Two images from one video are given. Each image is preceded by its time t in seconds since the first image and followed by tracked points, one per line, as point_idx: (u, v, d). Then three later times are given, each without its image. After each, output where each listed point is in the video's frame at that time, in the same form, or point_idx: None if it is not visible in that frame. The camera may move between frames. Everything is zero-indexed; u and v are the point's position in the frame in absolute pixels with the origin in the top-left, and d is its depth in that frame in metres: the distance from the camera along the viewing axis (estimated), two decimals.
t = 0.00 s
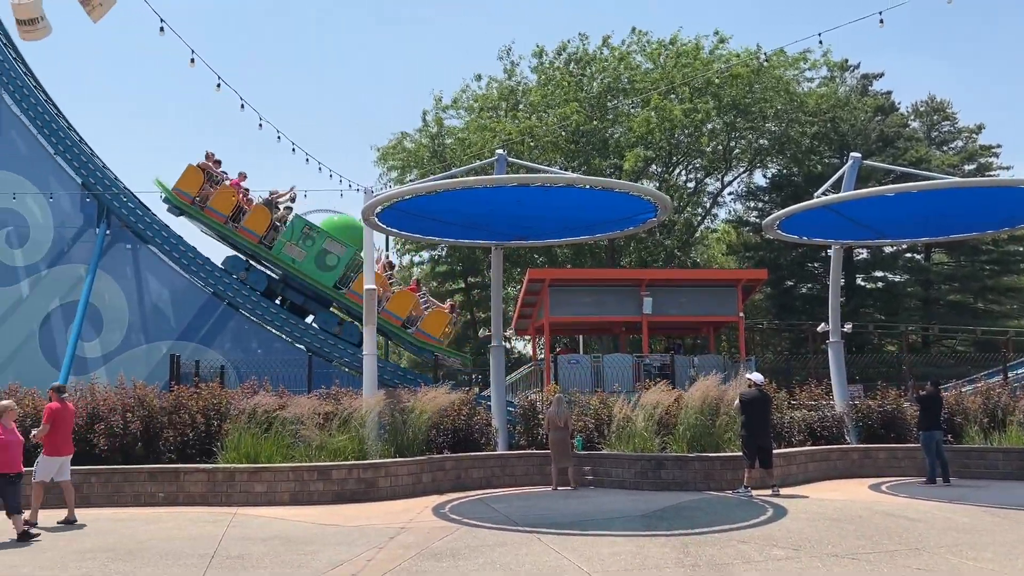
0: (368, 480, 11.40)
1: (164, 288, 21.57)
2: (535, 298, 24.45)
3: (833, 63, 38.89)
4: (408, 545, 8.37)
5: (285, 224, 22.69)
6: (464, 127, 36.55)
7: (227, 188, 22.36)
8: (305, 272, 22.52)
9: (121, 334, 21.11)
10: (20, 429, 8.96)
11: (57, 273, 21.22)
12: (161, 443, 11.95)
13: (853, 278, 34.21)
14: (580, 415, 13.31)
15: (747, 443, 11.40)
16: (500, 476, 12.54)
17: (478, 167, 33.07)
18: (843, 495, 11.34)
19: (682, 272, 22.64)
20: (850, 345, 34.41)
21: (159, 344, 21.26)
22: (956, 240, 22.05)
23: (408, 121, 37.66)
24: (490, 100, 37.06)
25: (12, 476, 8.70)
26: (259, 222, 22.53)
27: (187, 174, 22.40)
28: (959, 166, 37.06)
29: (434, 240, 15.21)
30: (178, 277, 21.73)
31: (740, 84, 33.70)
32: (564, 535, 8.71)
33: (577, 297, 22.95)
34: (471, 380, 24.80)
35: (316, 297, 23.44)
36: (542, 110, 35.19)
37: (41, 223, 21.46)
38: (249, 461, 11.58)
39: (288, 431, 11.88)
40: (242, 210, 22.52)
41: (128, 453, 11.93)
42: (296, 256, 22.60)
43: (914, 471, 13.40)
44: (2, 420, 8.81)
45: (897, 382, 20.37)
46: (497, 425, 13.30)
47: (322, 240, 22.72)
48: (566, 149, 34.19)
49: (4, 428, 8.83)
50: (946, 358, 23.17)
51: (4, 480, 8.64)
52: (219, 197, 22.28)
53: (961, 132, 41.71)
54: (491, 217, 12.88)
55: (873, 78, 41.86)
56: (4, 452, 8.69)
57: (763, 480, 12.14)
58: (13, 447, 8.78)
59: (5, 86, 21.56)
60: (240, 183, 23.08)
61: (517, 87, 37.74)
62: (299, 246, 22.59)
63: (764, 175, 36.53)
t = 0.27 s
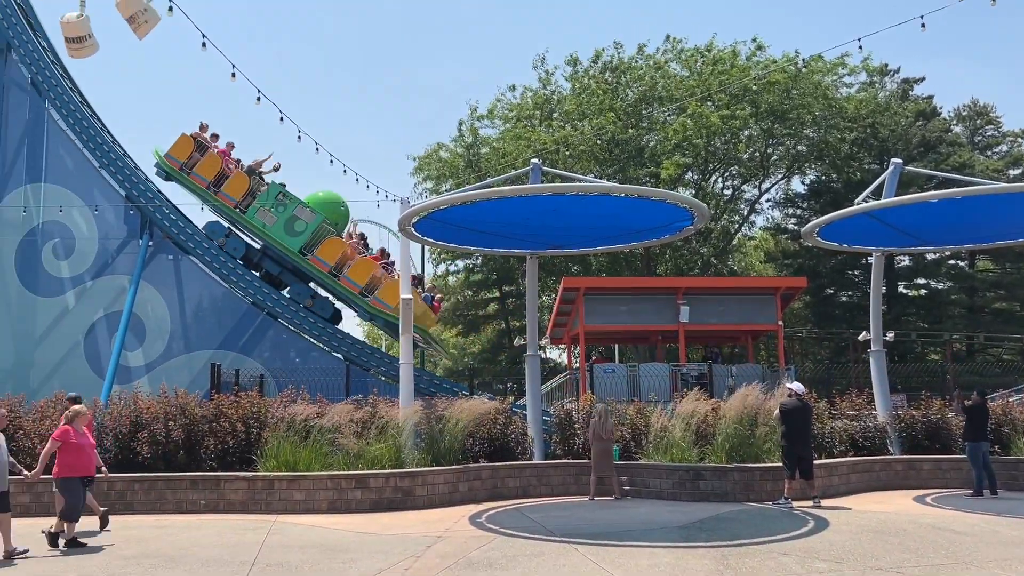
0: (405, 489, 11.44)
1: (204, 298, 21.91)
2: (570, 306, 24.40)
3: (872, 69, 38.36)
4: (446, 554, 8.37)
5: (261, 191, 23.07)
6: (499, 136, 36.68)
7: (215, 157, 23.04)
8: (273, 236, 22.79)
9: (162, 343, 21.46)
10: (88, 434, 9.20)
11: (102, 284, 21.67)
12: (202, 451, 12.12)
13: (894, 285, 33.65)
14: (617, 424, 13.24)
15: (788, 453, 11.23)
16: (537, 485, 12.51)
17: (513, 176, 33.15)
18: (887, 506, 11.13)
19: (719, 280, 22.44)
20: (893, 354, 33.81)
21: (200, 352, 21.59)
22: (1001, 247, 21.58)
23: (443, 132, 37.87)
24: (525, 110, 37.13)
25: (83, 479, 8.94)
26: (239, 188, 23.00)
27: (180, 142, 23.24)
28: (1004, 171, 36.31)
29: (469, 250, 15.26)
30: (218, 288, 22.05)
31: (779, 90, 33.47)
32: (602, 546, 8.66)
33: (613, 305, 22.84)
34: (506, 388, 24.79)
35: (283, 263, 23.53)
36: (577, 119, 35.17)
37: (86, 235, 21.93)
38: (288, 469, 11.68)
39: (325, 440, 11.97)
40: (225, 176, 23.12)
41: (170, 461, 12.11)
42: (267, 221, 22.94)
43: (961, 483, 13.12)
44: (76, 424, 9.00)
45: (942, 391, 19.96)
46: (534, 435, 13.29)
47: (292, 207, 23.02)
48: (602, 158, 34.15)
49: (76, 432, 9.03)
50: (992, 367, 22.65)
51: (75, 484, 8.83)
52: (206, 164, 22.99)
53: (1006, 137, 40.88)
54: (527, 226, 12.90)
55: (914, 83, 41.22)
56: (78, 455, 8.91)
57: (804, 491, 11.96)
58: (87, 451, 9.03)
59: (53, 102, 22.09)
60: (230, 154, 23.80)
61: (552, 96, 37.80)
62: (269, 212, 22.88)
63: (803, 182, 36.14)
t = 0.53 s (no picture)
0: (433, 496, 11.46)
1: (235, 306, 22.12)
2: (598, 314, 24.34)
3: (904, 73, 37.97)
4: (475, 562, 8.38)
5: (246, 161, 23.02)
6: (527, 144, 36.72)
7: (208, 131, 22.93)
8: (250, 204, 22.68)
9: (194, 351, 21.70)
10: (146, 444, 9.14)
11: (135, 292, 21.98)
12: (233, 457, 12.22)
13: (928, 292, 33.17)
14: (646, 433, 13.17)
15: (820, 462, 11.10)
16: (565, 494, 12.47)
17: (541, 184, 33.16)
18: (922, 516, 10.96)
19: (748, 287, 22.27)
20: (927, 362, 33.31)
21: (231, 360, 21.81)
22: None
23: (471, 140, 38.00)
24: (553, 117, 37.18)
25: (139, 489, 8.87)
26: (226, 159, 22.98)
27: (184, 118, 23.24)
28: None
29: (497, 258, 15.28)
30: (248, 295, 22.23)
31: (808, 95, 33.20)
32: (631, 554, 8.62)
33: (641, 312, 22.75)
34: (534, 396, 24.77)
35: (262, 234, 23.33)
36: (604, 126, 35.14)
37: (120, 244, 22.26)
38: (317, 476, 11.74)
39: (355, 447, 12.03)
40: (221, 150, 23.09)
41: (202, 468, 12.24)
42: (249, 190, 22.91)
43: (998, 494, 12.88)
44: (131, 432, 8.96)
45: (978, 400, 19.63)
46: (562, 442, 13.27)
47: (274, 177, 22.94)
48: (629, 164, 34.06)
49: (134, 442, 8.98)
50: None
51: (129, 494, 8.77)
52: (202, 139, 22.94)
53: None
54: (555, 234, 12.90)
55: (947, 86, 40.68)
56: (132, 464, 8.83)
57: (836, 501, 11.80)
58: (143, 461, 8.94)
59: (88, 114, 22.49)
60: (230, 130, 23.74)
61: (579, 103, 37.79)
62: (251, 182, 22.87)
63: (833, 188, 35.80)
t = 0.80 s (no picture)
0: (454, 502, 11.46)
1: (257, 312, 22.27)
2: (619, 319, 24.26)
3: (927, 76, 37.62)
4: (495, 568, 8.37)
5: (243, 142, 23.13)
6: (548, 150, 36.70)
7: (215, 119, 23.23)
8: (239, 180, 22.52)
9: (217, 357, 21.87)
10: (191, 446, 9.23)
11: (159, 298, 22.19)
12: (255, 462, 12.29)
13: (953, 297, 32.80)
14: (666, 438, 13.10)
15: (844, 469, 10.98)
16: (586, 500, 12.43)
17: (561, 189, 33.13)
18: (948, 525, 10.81)
19: (771, 292, 22.12)
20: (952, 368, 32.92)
21: (253, 366, 21.96)
22: None
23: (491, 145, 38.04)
24: (572, 122, 37.15)
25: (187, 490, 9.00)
26: (226, 141, 23.13)
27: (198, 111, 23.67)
28: None
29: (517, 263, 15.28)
30: (270, 301, 22.37)
31: (831, 98, 32.98)
32: (653, 561, 8.57)
33: (662, 318, 22.64)
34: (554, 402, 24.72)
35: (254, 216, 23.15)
36: (625, 131, 35.07)
37: (144, 251, 22.48)
38: (338, 482, 11.77)
39: (375, 452, 12.05)
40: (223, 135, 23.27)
41: (224, 473, 12.33)
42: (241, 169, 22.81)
43: None
44: (178, 435, 9.05)
45: (1004, 406, 19.36)
46: (582, 449, 13.23)
47: (263, 155, 22.78)
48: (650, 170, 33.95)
49: (180, 443, 9.08)
50: None
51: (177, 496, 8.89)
52: (209, 126, 23.27)
53: None
54: (575, 239, 12.88)
55: (971, 89, 40.24)
56: (181, 467, 8.94)
57: (860, 508, 11.66)
58: (189, 462, 9.06)
59: (112, 122, 22.73)
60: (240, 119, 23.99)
61: (599, 108, 37.74)
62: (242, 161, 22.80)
63: (856, 192, 35.51)
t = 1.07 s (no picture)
0: (466, 505, 11.46)
1: (270, 315, 22.38)
2: (631, 323, 24.22)
3: (943, 78, 37.39)
4: (509, 572, 8.37)
5: (246, 135, 23.08)
6: (560, 153, 36.69)
7: (226, 117, 23.38)
8: (237, 169, 22.53)
9: (231, 360, 21.98)
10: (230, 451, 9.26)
11: (173, 302, 22.32)
12: (269, 466, 12.37)
13: (969, 300, 32.55)
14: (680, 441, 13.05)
15: (859, 473, 10.92)
16: (599, 504, 12.41)
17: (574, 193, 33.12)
18: (965, 530, 10.73)
19: (785, 295, 22.02)
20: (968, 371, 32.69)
21: (267, 369, 22.04)
22: None
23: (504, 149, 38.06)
24: (585, 125, 37.13)
25: (224, 495, 9.09)
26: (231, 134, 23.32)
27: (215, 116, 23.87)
28: None
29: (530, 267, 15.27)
30: (284, 305, 22.47)
31: (846, 101, 32.81)
32: (667, 566, 8.54)
33: (675, 321, 22.58)
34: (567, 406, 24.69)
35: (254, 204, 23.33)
36: (637, 134, 35.02)
37: (159, 255, 22.63)
38: (351, 485, 11.81)
39: (388, 456, 12.08)
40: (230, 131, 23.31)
41: (239, 476, 12.40)
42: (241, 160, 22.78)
43: None
44: (218, 440, 9.07)
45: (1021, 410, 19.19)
46: (595, 452, 13.21)
47: (262, 145, 22.73)
48: (662, 173, 33.87)
49: (219, 449, 9.12)
50: None
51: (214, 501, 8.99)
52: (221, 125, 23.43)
53: None
54: (587, 242, 12.86)
55: (987, 90, 39.93)
56: (219, 471, 9.04)
57: (876, 513, 11.58)
58: (227, 467, 9.14)
59: (128, 127, 22.90)
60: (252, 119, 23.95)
61: (612, 112, 37.70)
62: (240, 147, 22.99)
63: (871, 195, 35.32)
